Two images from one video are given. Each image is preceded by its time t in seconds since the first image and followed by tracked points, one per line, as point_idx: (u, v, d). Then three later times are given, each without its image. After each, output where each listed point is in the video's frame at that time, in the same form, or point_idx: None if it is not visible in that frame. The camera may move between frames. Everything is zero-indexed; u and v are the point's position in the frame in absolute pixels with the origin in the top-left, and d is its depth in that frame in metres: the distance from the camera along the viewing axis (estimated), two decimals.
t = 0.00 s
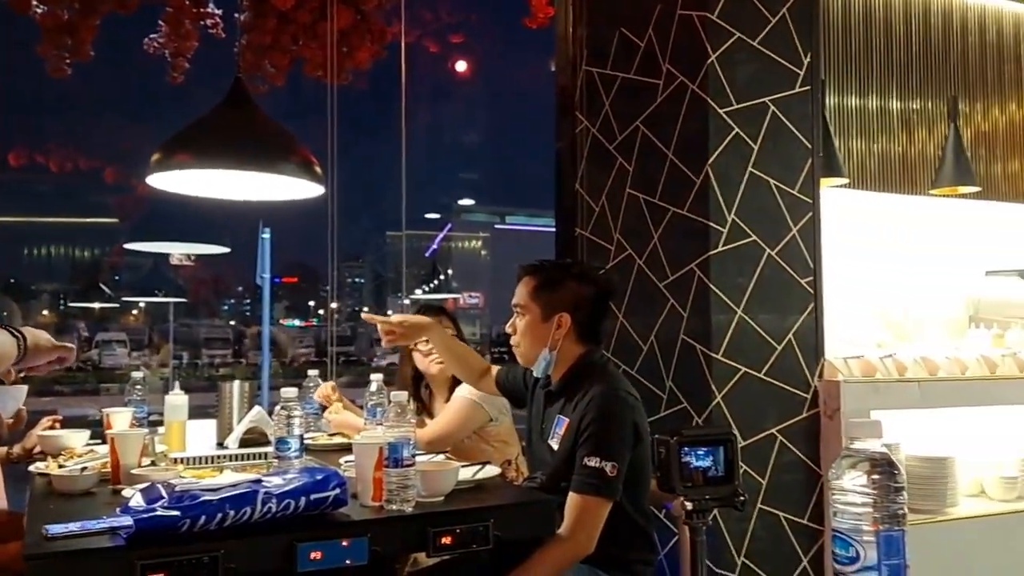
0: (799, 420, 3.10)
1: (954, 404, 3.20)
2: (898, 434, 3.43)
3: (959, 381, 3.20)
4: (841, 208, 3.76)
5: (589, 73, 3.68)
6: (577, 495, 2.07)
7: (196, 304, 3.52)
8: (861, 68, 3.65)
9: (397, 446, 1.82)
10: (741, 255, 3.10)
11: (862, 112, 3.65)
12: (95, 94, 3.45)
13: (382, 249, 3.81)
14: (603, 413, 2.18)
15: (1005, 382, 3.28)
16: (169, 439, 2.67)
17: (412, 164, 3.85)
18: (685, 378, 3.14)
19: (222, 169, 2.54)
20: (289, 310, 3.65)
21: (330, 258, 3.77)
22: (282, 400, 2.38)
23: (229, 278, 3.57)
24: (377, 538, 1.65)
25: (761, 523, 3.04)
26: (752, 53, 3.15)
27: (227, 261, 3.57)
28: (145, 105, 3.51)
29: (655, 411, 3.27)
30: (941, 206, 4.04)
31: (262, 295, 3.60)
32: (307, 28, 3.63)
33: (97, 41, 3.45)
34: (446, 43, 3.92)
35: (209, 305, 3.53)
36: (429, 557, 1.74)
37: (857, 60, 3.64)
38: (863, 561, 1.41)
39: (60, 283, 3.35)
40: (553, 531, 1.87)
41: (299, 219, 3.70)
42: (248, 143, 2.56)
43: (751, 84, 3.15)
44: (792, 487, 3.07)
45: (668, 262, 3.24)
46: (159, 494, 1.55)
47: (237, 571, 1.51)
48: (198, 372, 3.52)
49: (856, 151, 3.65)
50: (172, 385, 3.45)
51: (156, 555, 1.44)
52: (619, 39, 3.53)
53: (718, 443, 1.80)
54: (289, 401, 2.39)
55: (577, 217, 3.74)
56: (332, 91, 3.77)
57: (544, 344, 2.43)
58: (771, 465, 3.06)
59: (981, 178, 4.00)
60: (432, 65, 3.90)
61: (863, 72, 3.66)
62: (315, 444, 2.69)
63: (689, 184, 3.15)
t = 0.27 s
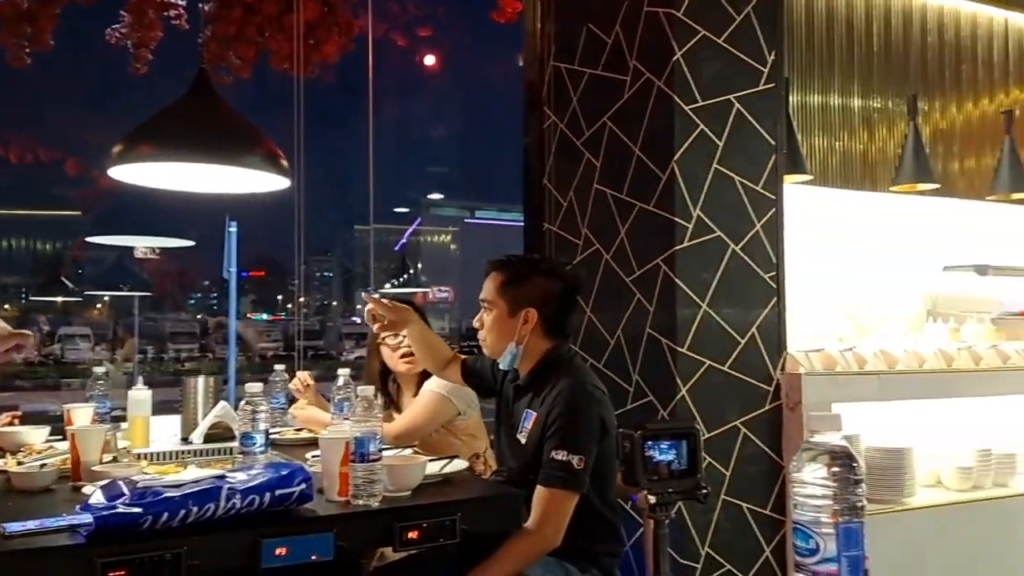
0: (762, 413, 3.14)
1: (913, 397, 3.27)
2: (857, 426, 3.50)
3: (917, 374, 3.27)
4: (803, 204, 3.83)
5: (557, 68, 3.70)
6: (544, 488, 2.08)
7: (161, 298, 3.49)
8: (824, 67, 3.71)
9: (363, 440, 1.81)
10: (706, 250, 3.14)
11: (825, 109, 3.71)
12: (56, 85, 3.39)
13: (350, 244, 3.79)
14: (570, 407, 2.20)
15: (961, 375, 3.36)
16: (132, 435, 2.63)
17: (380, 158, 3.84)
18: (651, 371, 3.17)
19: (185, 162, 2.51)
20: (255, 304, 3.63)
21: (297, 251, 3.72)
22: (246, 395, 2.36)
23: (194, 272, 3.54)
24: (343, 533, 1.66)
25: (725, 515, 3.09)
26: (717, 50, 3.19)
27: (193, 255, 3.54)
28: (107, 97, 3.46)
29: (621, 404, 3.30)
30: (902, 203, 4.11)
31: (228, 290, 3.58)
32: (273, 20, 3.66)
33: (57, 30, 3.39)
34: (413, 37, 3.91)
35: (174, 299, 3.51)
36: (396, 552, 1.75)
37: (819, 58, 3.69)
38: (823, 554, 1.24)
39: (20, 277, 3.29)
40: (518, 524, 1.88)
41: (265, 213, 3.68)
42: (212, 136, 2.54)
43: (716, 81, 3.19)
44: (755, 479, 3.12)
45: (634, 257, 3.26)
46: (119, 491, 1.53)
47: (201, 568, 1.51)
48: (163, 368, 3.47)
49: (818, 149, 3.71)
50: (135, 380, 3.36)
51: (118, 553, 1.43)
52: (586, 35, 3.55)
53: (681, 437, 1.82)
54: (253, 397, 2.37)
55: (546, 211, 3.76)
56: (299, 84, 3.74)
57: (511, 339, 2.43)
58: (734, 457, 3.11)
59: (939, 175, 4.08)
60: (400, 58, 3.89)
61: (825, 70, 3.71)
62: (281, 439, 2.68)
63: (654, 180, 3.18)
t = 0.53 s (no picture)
0: (725, 408, 3.17)
1: (872, 391, 3.32)
2: (818, 420, 3.55)
3: (876, 368, 3.32)
4: (765, 202, 3.87)
5: (522, 64, 3.70)
6: (510, 486, 2.08)
7: (120, 294, 3.41)
8: (786, 65, 3.75)
9: (325, 438, 1.80)
10: (670, 247, 3.16)
11: (787, 108, 3.75)
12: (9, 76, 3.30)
13: (313, 239, 3.73)
14: (537, 406, 2.19)
15: (919, 369, 3.42)
16: (88, 434, 2.57)
17: (344, 153, 3.80)
18: (616, 367, 3.18)
19: (143, 155, 2.46)
20: (216, 300, 3.56)
21: (258, 246, 3.67)
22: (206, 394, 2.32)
23: (155, 268, 3.47)
24: (305, 532, 1.64)
25: (688, 509, 3.11)
26: (681, 48, 3.21)
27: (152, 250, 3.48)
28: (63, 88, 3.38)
29: (587, 400, 3.31)
30: (861, 200, 4.18)
31: (189, 285, 3.52)
32: (234, 13, 3.64)
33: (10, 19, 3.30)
34: (377, 30, 3.87)
35: (133, 295, 3.43)
36: (359, 550, 1.73)
37: (781, 57, 3.73)
38: (784, 549, 1.22)
39: None
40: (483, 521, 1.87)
41: (226, 208, 3.62)
42: (171, 128, 2.49)
43: (681, 79, 3.21)
44: (717, 473, 3.15)
45: (600, 253, 3.27)
46: (72, 493, 1.49)
47: (157, 569, 1.48)
48: (122, 365, 3.41)
49: (780, 147, 3.75)
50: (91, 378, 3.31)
51: (70, 556, 1.40)
52: (551, 31, 3.54)
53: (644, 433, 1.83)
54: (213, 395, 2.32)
55: (511, 208, 3.76)
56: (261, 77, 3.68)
57: (477, 337, 2.42)
58: (697, 452, 3.14)
59: (898, 173, 4.15)
60: (363, 52, 3.84)
61: (787, 69, 3.75)
62: (242, 437, 2.64)
63: (619, 176, 3.19)
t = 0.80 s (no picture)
0: (693, 405, 3.20)
1: (838, 387, 3.36)
2: (784, 417, 3.59)
3: (841, 364, 3.37)
4: (734, 200, 3.90)
5: (494, 60, 3.71)
6: (480, 485, 2.07)
7: (84, 292, 3.35)
8: (754, 64, 3.78)
9: (292, 437, 1.78)
10: (640, 244, 3.17)
11: (755, 107, 3.78)
12: None
13: (281, 236, 3.68)
14: (508, 405, 2.18)
15: (883, 365, 3.47)
16: (48, 434, 2.53)
17: (313, 148, 3.75)
18: (586, 364, 3.19)
19: (106, 149, 2.42)
20: (182, 297, 3.52)
21: (224, 241, 3.62)
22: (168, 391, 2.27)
23: (121, 264, 3.42)
24: (270, 532, 1.61)
25: (658, 506, 3.12)
26: (650, 47, 3.21)
27: (116, 246, 3.42)
28: (23, 80, 3.30)
29: (557, 397, 3.31)
30: (827, 198, 4.23)
31: (155, 282, 3.46)
32: (200, 5, 3.52)
33: None
34: (347, 25, 3.85)
35: (98, 292, 3.37)
36: (326, 549, 1.71)
37: (750, 56, 3.76)
38: (750, 544, 1.20)
39: None
40: (451, 519, 1.87)
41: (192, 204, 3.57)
42: (134, 122, 2.44)
43: (651, 77, 3.22)
44: (685, 469, 3.18)
45: (571, 251, 3.27)
46: (31, 493, 1.45)
47: (119, 570, 1.45)
48: (85, 364, 3.33)
49: (748, 146, 3.78)
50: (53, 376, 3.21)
51: (27, 558, 1.36)
52: (522, 28, 3.54)
53: (612, 430, 1.84)
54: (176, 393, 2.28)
55: (483, 204, 3.75)
56: (227, 71, 3.63)
57: (450, 334, 2.40)
58: (667, 448, 3.15)
59: (864, 172, 4.20)
60: (333, 47, 3.82)
61: (756, 68, 3.78)
62: (207, 436, 2.60)
63: (591, 173, 3.19)
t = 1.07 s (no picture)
0: (669, 404, 3.21)
1: (812, 386, 3.39)
2: (759, 416, 3.62)
3: (814, 363, 3.40)
4: (710, 200, 3.92)
5: (471, 58, 3.63)
6: (454, 482, 2.06)
7: (55, 289, 3.31)
8: (731, 65, 3.81)
9: (265, 436, 1.74)
10: (617, 243, 3.17)
11: (732, 108, 3.81)
12: None
13: (257, 233, 3.67)
14: (484, 403, 2.18)
15: (856, 364, 3.51)
16: (16, 433, 2.49)
17: (288, 144, 3.73)
18: (562, 363, 3.19)
19: (75, 144, 2.38)
20: (156, 294, 3.47)
21: (198, 237, 3.58)
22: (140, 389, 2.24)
23: (92, 262, 3.39)
24: (242, 532, 1.60)
25: (634, 504, 3.13)
26: (628, 47, 3.22)
27: (87, 242, 3.38)
28: None
29: (533, 396, 3.30)
30: (801, 197, 4.28)
31: (128, 279, 3.42)
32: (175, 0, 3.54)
33: None
34: (323, 21, 3.81)
35: (69, 290, 3.34)
36: (300, 550, 1.70)
37: (726, 57, 3.79)
38: (723, 543, 1.09)
39: None
40: (427, 518, 1.85)
41: (166, 201, 3.53)
42: (106, 117, 2.40)
43: (628, 76, 3.22)
44: (660, 468, 3.19)
45: (548, 249, 3.27)
46: None
47: (88, 572, 1.42)
48: (55, 362, 3.27)
49: (724, 147, 3.80)
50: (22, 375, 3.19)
51: None
52: (499, 26, 3.51)
53: (587, 430, 1.84)
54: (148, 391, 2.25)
55: (460, 202, 3.66)
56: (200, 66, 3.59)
57: (429, 332, 2.39)
58: (642, 446, 3.16)
59: (838, 173, 4.25)
60: (308, 43, 3.77)
61: (732, 69, 3.81)
62: (179, 435, 2.57)
63: (568, 172, 3.19)
